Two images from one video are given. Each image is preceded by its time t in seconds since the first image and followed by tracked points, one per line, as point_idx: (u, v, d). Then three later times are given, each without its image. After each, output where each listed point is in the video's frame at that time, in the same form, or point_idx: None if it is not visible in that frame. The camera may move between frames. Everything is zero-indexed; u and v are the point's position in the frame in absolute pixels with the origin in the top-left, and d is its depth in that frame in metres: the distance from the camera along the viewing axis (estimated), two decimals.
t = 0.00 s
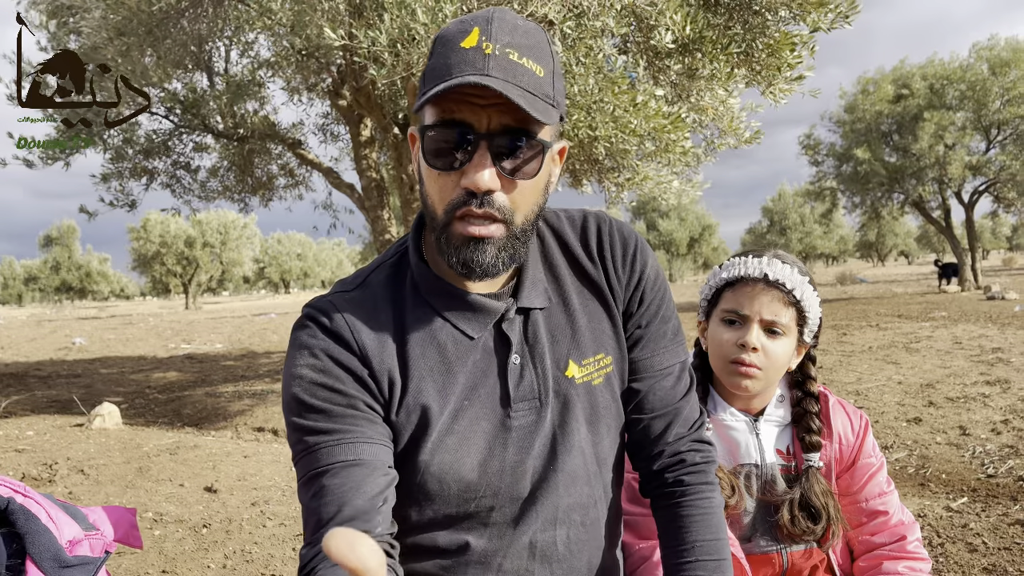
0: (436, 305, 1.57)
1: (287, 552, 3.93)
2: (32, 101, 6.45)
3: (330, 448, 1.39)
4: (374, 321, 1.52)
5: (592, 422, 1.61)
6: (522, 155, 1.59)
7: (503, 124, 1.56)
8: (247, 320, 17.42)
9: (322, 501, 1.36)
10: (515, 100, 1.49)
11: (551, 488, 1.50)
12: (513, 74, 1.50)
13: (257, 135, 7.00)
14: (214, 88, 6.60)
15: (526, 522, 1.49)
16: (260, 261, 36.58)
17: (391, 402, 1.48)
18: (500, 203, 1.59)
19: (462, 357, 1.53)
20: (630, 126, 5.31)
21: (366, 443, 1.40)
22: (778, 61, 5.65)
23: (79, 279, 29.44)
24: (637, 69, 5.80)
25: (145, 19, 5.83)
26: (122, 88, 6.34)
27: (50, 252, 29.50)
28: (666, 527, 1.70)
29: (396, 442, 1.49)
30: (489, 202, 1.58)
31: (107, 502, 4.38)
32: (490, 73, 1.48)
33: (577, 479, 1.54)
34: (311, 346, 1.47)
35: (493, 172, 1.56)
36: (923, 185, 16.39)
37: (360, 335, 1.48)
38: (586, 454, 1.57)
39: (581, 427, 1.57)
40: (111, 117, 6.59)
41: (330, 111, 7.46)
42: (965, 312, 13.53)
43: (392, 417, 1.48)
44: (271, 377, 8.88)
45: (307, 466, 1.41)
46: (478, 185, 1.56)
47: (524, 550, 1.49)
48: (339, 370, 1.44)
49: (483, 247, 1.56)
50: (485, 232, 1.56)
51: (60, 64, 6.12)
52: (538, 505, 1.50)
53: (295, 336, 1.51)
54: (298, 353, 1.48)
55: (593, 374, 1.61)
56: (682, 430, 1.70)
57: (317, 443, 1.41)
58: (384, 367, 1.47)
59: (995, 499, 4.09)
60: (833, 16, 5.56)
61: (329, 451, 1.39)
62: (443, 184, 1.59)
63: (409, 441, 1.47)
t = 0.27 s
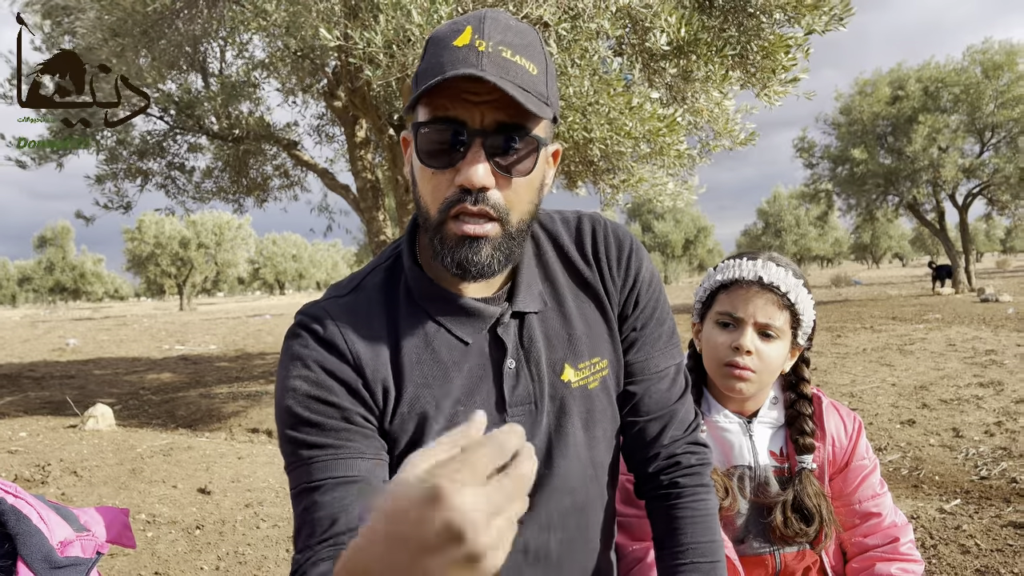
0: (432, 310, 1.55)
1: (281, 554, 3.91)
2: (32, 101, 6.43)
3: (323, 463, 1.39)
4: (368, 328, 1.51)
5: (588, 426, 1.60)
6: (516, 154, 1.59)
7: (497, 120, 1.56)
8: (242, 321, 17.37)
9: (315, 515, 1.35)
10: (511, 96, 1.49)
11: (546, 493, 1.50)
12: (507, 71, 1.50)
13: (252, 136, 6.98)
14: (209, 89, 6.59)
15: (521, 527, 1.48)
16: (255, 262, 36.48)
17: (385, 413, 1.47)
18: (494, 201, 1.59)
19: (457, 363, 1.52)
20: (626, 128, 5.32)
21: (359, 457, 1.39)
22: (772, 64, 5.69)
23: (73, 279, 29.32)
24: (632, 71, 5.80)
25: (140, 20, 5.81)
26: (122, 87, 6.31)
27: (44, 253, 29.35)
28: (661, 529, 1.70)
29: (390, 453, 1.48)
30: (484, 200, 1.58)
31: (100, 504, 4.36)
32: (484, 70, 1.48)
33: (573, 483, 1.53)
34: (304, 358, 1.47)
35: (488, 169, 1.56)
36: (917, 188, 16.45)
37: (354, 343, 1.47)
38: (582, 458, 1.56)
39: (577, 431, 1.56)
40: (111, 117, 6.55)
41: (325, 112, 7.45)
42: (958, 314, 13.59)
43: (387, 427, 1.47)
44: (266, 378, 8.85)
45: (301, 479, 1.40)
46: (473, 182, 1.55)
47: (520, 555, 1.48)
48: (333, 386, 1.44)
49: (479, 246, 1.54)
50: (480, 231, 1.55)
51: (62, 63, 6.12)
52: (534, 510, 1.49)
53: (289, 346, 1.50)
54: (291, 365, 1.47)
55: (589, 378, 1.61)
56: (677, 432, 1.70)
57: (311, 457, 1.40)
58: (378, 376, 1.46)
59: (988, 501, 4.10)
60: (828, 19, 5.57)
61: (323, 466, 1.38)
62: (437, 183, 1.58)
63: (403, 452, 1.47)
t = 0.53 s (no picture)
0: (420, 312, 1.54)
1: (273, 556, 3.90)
2: (34, 101, 6.40)
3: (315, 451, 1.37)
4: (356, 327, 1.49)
5: (576, 429, 1.59)
6: (507, 160, 1.58)
7: (489, 124, 1.56)
8: (235, 322, 17.32)
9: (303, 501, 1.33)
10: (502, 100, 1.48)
11: (534, 496, 1.50)
12: (499, 75, 1.50)
13: (245, 137, 6.96)
14: (202, 89, 6.56)
15: (510, 530, 1.47)
16: (249, 263, 36.37)
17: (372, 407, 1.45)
18: (485, 207, 1.57)
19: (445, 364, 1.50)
20: (619, 130, 5.33)
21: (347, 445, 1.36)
22: (765, 66, 5.73)
23: (66, 280, 29.17)
24: (625, 73, 5.80)
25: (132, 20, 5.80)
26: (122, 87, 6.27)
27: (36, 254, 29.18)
28: (651, 531, 1.69)
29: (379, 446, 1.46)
30: (474, 205, 1.56)
31: (90, 506, 4.33)
32: (476, 74, 1.48)
33: (561, 485, 1.53)
34: (293, 346, 1.44)
35: (479, 174, 1.55)
36: (910, 190, 16.51)
37: (341, 339, 1.45)
38: (570, 460, 1.56)
39: (565, 433, 1.56)
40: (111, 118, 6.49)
41: (319, 113, 7.43)
42: (950, 316, 13.65)
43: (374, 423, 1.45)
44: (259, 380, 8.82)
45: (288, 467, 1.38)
46: (464, 187, 1.54)
47: (508, 558, 1.47)
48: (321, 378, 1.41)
49: (468, 250, 1.52)
50: (471, 236, 1.53)
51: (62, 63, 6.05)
52: (523, 513, 1.48)
53: (277, 340, 1.49)
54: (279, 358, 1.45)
55: (577, 380, 1.61)
56: (667, 434, 1.70)
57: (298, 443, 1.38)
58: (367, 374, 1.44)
59: (980, 502, 4.11)
60: (821, 21, 5.59)
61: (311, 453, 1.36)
62: (427, 187, 1.57)
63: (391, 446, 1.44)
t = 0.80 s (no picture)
0: (412, 310, 1.51)
1: (264, 558, 3.87)
2: (33, 100, 6.32)
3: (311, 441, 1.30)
4: (351, 321, 1.45)
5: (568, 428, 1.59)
6: (507, 170, 1.56)
7: (490, 139, 1.54)
8: (228, 323, 17.25)
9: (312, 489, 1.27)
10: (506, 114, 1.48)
11: (527, 496, 1.49)
12: (500, 86, 1.49)
13: (239, 137, 6.94)
14: (196, 89, 6.53)
15: (503, 530, 1.45)
16: (242, 265, 36.24)
17: (371, 400, 1.41)
18: (486, 217, 1.56)
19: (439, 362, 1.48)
20: (613, 131, 5.34)
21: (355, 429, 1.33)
22: (759, 67, 5.76)
23: (58, 281, 29.01)
24: (619, 74, 5.80)
25: (125, 20, 5.77)
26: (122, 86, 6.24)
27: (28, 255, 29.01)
28: (641, 530, 1.69)
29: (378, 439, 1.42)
30: (476, 217, 1.55)
31: (81, 508, 4.30)
32: (478, 86, 1.46)
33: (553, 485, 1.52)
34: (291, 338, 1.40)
35: (481, 187, 1.53)
36: (903, 192, 16.59)
37: (338, 333, 1.42)
38: (562, 459, 1.56)
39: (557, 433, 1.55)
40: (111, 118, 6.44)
41: (312, 114, 7.40)
42: (943, 317, 13.71)
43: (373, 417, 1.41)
44: (252, 381, 8.78)
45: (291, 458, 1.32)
46: (466, 202, 1.52)
47: (501, 558, 1.45)
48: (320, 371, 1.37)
49: (468, 260, 1.52)
50: (471, 246, 1.52)
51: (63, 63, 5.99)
52: (516, 513, 1.47)
53: (270, 330, 1.45)
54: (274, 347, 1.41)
55: (568, 379, 1.60)
56: (657, 433, 1.69)
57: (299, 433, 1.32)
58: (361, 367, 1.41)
59: (972, 503, 4.12)
60: (814, 23, 5.62)
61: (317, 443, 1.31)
62: (426, 198, 1.52)
63: (388, 439, 1.40)
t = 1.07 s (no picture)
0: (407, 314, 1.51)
1: (258, 559, 3.85)
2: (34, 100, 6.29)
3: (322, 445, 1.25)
4: (349, 327, 1.45)
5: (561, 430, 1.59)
6: (504, 184, 1.54)
7: (488, 155, 1.52)
8: (223, 325, 17.21)
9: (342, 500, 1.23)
10: (507, 132, 1.46)
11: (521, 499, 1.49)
12: (501, 101, 1.47)
13: (233, 138, 6.91)
14: (190, 90, 6.51)
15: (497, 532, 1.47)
16: (237, 266, 36.13)
17: (374, 404, 1.41)
18: (482, 232, 1.53)
19: (434, 367, 1.49)
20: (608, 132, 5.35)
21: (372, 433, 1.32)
22: (753, 69, 5.77)
23: (52, 282, 28.87)
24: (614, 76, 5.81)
25: (119, 21, 5.75)
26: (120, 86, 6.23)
27: (21, 255, 28.86)
28: (634, 531, 1.68)
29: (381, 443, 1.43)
30: (472, 232, 1.53)
31: (74, 510, 4.28)
32: (478, 101, 1.44)
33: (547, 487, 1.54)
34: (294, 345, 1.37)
35: (478, 204, 1.51)
36: (897, 194, 16.67)
37: (338, 338, 1.40)
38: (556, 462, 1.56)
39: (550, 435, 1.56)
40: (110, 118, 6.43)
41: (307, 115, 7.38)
42: (937, 318, 13.77)
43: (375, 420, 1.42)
44: (246, 382, 8.76)
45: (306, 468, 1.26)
46: (463, 218, 1.50)
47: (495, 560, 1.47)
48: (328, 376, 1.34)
49: (464, 274, 1.49)
50: (466, 260, 1.50)
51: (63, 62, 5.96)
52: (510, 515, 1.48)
53: (267, 335, 1.42)
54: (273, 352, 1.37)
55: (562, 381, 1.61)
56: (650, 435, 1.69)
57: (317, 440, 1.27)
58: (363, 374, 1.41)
59: (966, 504, 4.13)
60: (808, 25, 5.64)
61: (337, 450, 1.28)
62: (421, 211, 1.52)
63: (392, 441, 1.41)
